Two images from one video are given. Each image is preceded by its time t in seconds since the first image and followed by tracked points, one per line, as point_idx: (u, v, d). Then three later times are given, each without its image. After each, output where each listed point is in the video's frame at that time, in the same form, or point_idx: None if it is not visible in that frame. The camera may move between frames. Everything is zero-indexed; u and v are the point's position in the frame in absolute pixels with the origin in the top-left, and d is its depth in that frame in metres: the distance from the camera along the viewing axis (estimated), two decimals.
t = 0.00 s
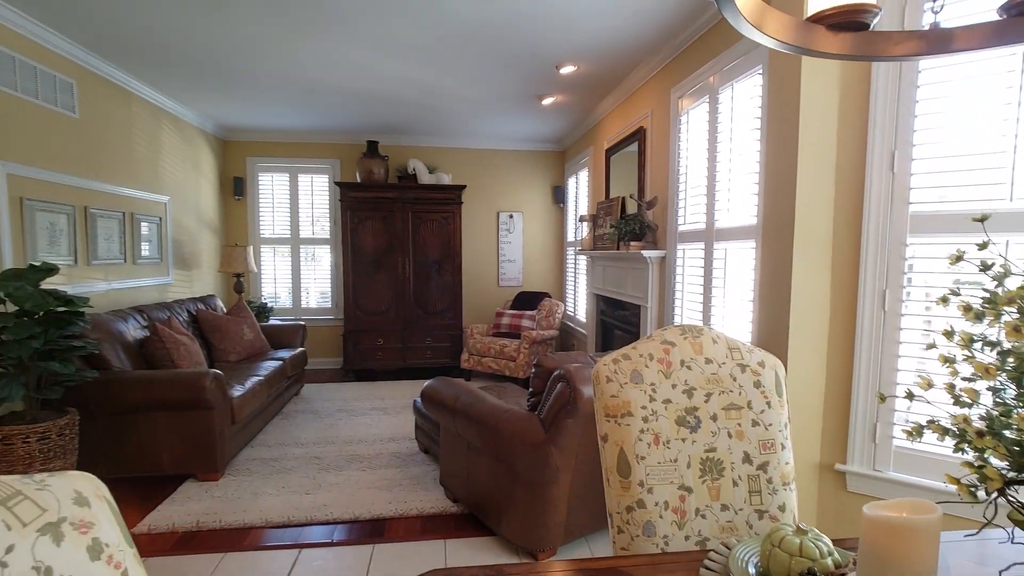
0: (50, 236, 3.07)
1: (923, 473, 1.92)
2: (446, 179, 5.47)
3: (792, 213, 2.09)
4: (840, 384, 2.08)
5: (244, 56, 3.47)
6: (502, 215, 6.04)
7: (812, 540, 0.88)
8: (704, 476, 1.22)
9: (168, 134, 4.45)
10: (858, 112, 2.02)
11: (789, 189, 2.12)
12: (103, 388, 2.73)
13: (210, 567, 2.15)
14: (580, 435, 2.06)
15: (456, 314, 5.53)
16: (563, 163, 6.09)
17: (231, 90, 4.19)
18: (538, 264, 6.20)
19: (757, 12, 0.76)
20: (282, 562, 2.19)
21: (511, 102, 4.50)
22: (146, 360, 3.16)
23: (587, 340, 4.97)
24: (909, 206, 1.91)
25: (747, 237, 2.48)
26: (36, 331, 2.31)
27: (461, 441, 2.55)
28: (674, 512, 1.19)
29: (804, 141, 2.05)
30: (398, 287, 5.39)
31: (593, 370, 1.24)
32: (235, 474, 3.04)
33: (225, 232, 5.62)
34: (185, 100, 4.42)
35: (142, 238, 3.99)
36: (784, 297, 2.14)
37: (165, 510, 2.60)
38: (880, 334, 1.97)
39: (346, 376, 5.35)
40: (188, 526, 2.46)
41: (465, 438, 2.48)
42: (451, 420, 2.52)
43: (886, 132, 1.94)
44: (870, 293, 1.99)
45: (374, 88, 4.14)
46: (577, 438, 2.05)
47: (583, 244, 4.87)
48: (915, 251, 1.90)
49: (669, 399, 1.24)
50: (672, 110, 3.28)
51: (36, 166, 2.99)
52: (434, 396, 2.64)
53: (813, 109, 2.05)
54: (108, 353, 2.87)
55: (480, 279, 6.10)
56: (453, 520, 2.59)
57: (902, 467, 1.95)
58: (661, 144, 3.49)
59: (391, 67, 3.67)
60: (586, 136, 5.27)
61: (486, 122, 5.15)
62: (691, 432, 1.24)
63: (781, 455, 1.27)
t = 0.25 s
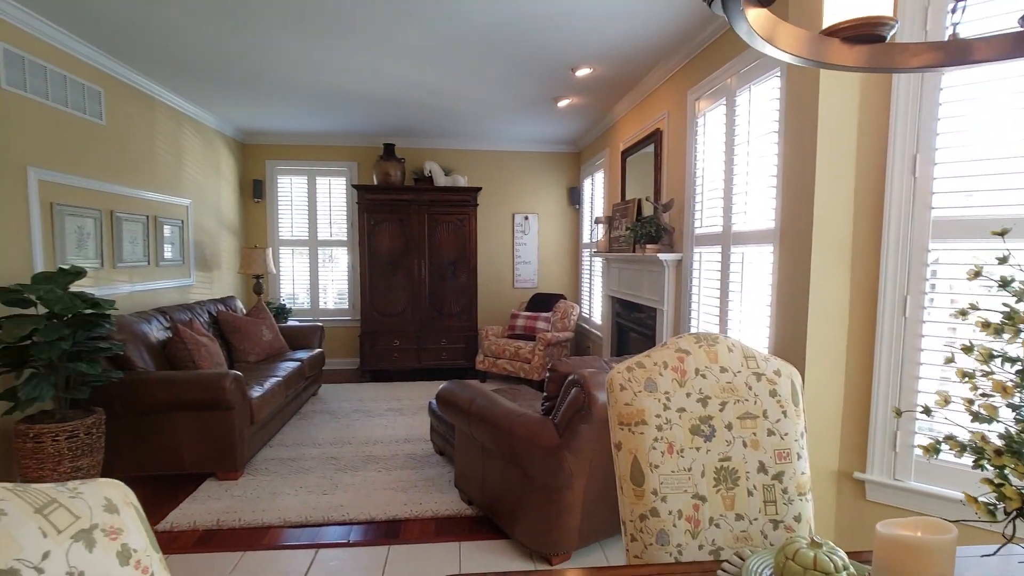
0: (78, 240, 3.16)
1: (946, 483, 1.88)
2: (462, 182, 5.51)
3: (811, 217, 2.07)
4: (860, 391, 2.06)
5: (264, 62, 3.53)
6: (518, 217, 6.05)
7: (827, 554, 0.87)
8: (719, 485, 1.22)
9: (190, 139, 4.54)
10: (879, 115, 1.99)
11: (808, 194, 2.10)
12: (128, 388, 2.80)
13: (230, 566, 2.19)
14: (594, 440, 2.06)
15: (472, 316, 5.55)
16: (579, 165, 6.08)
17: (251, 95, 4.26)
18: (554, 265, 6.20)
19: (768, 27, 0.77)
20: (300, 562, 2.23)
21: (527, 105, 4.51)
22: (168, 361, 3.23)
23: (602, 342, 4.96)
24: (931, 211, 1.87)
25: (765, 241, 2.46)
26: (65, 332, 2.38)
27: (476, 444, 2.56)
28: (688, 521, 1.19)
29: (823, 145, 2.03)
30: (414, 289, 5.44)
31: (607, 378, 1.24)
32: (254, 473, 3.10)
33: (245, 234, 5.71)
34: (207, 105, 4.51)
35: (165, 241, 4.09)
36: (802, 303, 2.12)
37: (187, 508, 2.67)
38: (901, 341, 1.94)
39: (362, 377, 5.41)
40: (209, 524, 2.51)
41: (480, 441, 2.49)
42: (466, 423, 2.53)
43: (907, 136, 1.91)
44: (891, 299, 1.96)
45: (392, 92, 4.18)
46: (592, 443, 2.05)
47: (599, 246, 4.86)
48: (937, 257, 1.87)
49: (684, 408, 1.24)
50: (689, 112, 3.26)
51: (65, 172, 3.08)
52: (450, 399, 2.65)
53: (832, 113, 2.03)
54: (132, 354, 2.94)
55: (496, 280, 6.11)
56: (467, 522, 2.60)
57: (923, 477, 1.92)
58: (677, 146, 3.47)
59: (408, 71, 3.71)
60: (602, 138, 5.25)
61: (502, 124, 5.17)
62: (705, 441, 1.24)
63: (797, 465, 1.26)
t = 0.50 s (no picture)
0: (104, 242, 3.24)
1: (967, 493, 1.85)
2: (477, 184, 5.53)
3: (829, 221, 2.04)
4: (878, 397, 2.03)
5: (283, 67, 3.58)
6: (532, 218, 6.06)
7: (842, 565, 0.87)
8: (732, 493, 1.22)
9: (211, 143, 4.63)
10: (899, 118, 1.96)
11: (826, 198, 2.08)
12: (151, 388, 2.87)
13: (249, 563, 2.24)
14: (608, 445, 2.06)
15: (486, 317, 5.57)
16: (594, 166, 6.07)
17: (271, 100, 4.34)
18: (568, 267, 6.19)
19: (779, 40, 0.77)
20: (317, 560, 2.27)
21: (542, 107, 4.52)
22: (190, 361, 3.30)
23: (617, 344, 4.94)
24: (953, 215, 1.84)
25: (781, 245, 2.44)
26: (92, 334, 2.45)
27: (490, 447, 2.58)
28: (701, 529, 1.19)
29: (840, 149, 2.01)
30: (429, 290, 5.47)
31: (620, 385, 1.25)
32: (273, 472, 3.15)
33: (264, 236, 5.81)
34: (227, 109, 4.59)
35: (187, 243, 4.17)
36: (819, 308, 2.10)
37: (208, 506, 2.72)
38: (921, 347, 1.91)
39: (378, 377, 5.46)
40: (229, 523, 2.56)
41: (494, 444, 2.50)
42: (480, 425, 2.55)
43: (928, 139, 1.88)
44: (911, 305, 1.93)
45: (408, 95, 4.22)
46: (606, 448, 2.06)
47: (614, 248, 4.85)
48: (959, 263, 1.83)
49: (697, 415, 1.24)
50: (705, 114, 3.24)
51: (91, 177, 3.16)
52: (464, 401, 2.67)
53: (850, 116, 2.01)
54: (155, 355, 3.02)
55: (511, 282, 6.13)
56: (481, 524, 2.62)
57: (944, 486, 1.89)
58: (693, 148, 3.45)
59: (424, 76, 3.74)
60: (617, 139, 5.24)
61: (517, 126, 5.19)
62: (719, 449, 1.23)
63: (812, 474, 1.25)
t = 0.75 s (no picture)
0: (130, 246, 3.33)
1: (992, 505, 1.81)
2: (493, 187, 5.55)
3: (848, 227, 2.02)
4: (899, 405, 2.00)
5: (303, 73, 3.64)
6: (548, 220, 6.06)
7: None
8: (747, 503, 1.21)
9: (232, 148, 4.72)
10: (922, 122, 1.93)
11: (845, 203, 2.05)
12: (174, 389, 2.94)
13: (268, 563, 2.28)
14: (623, 451, 2.06)
15: (502, 319, 5.59)
16: (610, 167, 6.04)
17: (290, 105, 4.41)
18: (584, 269, 6.18)
19: (792, 54, 0.79)
20: (334, 561, 2.30)
21: (558, 110, 4.52)
22: (212, 363, 3.38)
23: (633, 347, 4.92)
24: (977, 221, 1.80)
25: (800, 250, 2.41)
26: (118, 336, 2.52)
27: (505, 450, 2.59)
28: (715, 539, 1.19)
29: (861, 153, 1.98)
30: (445, 292, 5.51)
31: (634, 393, 1.25)
32: (291, 473, 3.20)
33: (284, 239, 5.90)
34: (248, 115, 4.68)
35: (208, 246, 4.26)
36: (838, 315, 2.07)
37: (228, 505, 2.78)
38: (944, 355, 1.87)
39: (395, 379, 5.51)
40: (249, 522, 2.62)
41: (509, 448, 2.52)
42: (495, 429, 2.56)
43: (952, 143, 1.84)
44: (933, 312, 1.89)
45: (424, 99, 4.26)
46: (620, 453, 2.05)
47: (630, 250, 4.83)
48: (984, 270, 1.79)
49: (712, 424, 1.24)
50: (722, 116, 3.21)
51: (118, 182, 3.25)
52: (479, 404, 2.69)
53: (871, 119, 1.97)
54: (178, 357, 3.09)
55: (526, 284, 6.14)
56: (496, 527, 2.63)
57: (967, 498, 1.85)
58: (710, 151, 3.42)
59: (440, 80, 3.77)
60: (634, 140, 5.21)
61: (532, 129, 5.19)
62: (734, 458, 1.23)
63: (829, 485, 1.24)
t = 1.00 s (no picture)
0: (158, 249, 3.42)
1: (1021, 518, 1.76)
2: (511, 189, 5.57)
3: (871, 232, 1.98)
4: (925, 415, 1.96)
5: (324, 79, 3.70)
6: (566, 222, 6.05)
7: None
8: (765, 514, 1.21)
9: (256, 152, 4.82)
10: (949, 125, 1.89)
11: (868, 208, 2.02)
12: (200, 389, 3.01)
13: (290, 561, 2.33)
14: (640, 456, 2.05)
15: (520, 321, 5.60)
16: (629, 169, 6.01)
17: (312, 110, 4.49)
18: (603, 271, 6.16)
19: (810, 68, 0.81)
20: (353, 561, 2.34)
21: (576, 112, 4.51)
22: (236, 363, 3.45)
23: (652, 350, 4.89)
24: (1007, 227, 1.76)
25: (821, 254, 2.37)
26: (147, 338, 2.60)
27: (522, 454, 2.60)
28: (732, 549, 1.18)
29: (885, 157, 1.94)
30: (464, 294, 5.54)
31: (651, 402, 1.25)
32: (313, 472, 3.26)
33: (305, 241, 6.00)
34: (271, 120, 4.77)
35: (233, 248, 4.36)
36: (861, 321, 2.04)
37: (252, 503, 2.84)
38: (972, 364, 1.83)
39: (414, 379, 5.56)
40: (272, 520, 2.67)
41: (526, 451, 2.52)
42: (513, 432, 2.58)
43: (980, 147, 1.80)
44: (961, 319, 1.85)
45: (443, 103, 4.29)
46: (638, 459, 2.05)
47: (649, 252, 4.80)
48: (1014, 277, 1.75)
49: (730, 434, 1.23)
50: (742, 118, 3.18)
51: (147, 188, 3.35)
52: (497, 407, 2.71)
53: (896, 123, 1.94)
54: (203, 357, 3.17)
55: (544, 286, 6.14)
56: (513, 530, 2.65)
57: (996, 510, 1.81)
58: (731, 153, 3.39)
59: (459, 84, 3.80)
60: (653, 142, 5.17)
61: (551, 131, 5.19)
62: (752, 468, 1.22)
63: (849, 497, 1.22)
